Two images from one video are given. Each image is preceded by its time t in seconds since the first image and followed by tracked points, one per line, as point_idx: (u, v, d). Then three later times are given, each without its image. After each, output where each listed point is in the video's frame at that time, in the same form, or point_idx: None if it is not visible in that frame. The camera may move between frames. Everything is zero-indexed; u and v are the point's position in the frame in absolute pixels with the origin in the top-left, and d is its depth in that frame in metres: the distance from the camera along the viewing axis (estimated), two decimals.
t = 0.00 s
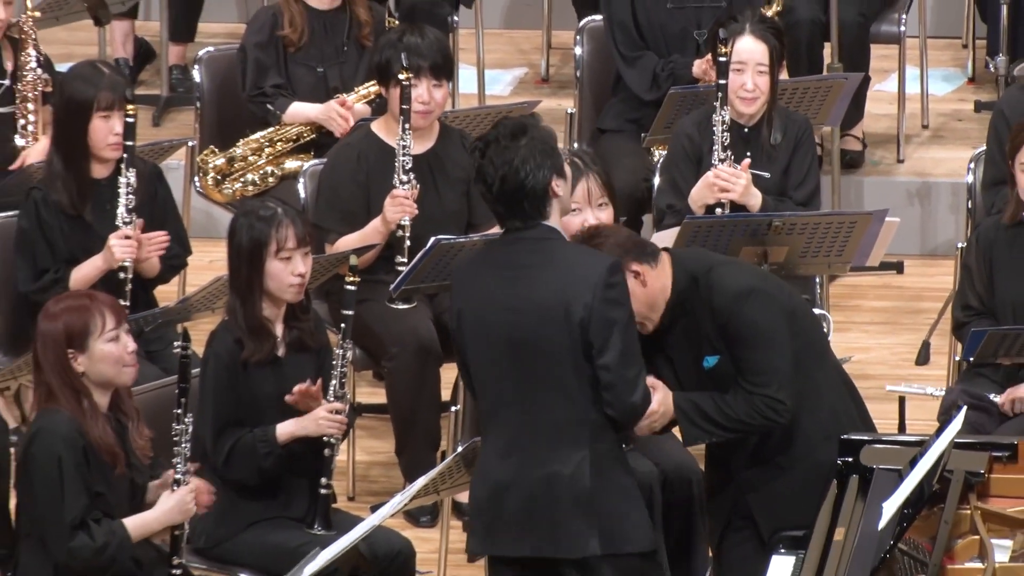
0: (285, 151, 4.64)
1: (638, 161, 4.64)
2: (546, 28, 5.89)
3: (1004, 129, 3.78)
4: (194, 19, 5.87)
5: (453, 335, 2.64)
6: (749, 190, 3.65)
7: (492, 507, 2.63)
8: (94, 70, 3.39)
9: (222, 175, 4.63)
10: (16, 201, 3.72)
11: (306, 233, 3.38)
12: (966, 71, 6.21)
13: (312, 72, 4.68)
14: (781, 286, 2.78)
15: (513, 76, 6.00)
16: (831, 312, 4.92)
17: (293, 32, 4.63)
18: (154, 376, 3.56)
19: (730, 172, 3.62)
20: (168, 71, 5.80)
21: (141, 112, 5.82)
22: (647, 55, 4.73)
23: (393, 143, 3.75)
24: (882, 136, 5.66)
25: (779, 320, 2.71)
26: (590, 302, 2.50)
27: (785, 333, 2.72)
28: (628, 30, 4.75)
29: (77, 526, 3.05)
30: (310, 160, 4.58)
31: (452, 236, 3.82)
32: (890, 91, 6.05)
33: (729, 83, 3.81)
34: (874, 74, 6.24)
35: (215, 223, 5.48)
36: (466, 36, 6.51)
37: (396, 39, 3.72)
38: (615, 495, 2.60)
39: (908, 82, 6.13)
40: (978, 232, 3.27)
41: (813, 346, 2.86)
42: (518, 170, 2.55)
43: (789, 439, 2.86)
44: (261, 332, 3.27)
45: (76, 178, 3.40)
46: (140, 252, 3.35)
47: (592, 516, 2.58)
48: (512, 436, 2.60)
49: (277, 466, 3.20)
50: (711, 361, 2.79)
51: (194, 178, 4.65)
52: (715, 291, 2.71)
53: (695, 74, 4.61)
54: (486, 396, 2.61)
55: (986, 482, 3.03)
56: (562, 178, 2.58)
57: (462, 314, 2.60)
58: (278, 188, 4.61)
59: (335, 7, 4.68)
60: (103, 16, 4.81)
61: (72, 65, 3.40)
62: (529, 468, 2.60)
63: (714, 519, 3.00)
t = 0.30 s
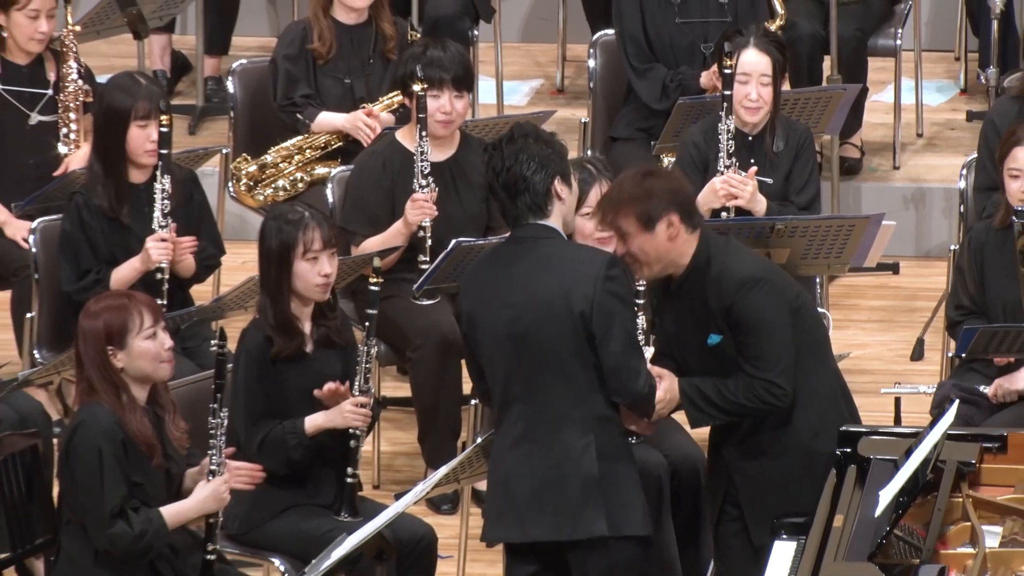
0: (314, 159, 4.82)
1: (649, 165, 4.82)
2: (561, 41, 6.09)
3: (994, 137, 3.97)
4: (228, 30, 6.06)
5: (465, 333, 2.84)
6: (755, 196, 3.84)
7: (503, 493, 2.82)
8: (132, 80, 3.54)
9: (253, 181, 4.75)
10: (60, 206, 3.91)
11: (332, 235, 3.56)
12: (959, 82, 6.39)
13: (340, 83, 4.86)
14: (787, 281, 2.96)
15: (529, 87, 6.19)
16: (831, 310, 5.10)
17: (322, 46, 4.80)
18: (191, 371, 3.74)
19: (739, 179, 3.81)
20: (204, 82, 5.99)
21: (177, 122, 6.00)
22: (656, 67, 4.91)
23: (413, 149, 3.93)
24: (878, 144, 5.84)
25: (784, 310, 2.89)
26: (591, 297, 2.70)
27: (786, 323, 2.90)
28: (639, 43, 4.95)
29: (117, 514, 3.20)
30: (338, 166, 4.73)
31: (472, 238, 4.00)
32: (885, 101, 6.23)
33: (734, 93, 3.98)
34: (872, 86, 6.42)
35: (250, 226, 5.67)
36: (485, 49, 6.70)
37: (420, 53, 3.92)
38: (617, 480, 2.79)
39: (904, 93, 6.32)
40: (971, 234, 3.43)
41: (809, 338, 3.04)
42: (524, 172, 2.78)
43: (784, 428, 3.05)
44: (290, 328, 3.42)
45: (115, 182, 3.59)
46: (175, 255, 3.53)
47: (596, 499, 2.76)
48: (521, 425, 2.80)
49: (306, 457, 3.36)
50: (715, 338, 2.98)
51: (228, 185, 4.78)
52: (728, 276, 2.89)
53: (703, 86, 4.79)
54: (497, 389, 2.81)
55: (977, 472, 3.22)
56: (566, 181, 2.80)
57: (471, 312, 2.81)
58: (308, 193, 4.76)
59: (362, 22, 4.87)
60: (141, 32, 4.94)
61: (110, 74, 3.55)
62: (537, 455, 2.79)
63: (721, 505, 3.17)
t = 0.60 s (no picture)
0: (328, 162, 5.03)
1: (644, 171, 5.01)
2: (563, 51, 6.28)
3: (971, 143, 4.15)
4: (248, 42, 6.26)
5: (477, 328, 3.03)
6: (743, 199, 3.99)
7: (512, 478, 3.01)
8: (158, 89, 3.75)
9: (271, 184, 5.01)
10: (87, 210, 4.10)
11: (344, 236, 3.74)
12: (938, 90, 6.59)
13: (353, 92, 5.05)
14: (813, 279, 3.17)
15: (532, 96, 6.38)
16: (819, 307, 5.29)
17: (335, 57, 4.99)
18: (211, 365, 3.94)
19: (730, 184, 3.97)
20: (224, 90, 6.18)
21: (200, 128, 6.17)
22: (651, 77, 5.09)
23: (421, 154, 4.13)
24: (862, 150, 6.03)
25: (798, 299, 3.09)
26: (595, 291, 2.89)
27: (800, 313, 3.11)
28: (636, 54, 5.13)
29: (141, 500, 3.37)
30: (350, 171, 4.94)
31: (478, 238, 4.19)
32: (870, 109, 6.43)
33: (725, 102, 4.15)
34: (858, 95, 6.63)
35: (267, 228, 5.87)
36: (490, 60, 6.89)
37: (428, 63, 4.11)
38: (619, 464, 2.99)
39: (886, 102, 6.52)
40: (949, 235, 3.60)
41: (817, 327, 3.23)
42: (531, 176, 2.97)
43: (770, 413, 3.25)
44: (302, 323, 3.61)
45: (140, 184, 3.78)
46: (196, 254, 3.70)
47: (601, 482, 2.96)
48: (530, 414, 2.99)
49: (320, 446, 3.54)
50: (730, 308, 3.19)
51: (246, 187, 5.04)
52: (758, 255, 3.12)
53: (695, 94, 4.98)
54: (508, 380, 3.00)
55: (955, 460, 3.40)
56: (572, 185, 2.97)
57: (484, 307, 3.00)
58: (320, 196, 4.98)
59: (373, 34, 5.06)
60: (165, 44, 5.14)
61: (137, 84, 3.76)
62: (546, 442, 2.99)
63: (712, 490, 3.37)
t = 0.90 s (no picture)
0: (337, 161, 5.25)
1: (635, 169, 5.21)
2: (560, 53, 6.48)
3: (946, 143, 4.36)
4: (261, 46, 6.47)
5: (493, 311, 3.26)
6: (730, 194, 4.16)
7: (510, 456, 3.23)
8: (176, 91, 3.91)
9: (283, 181, 5.23)
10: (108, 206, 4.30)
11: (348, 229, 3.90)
12: (915, 93, 6.80)
13: (360, 95, 5.24)
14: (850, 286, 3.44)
15: (530, 98, 6.57)
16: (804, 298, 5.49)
17: (343, 61, 5.18)
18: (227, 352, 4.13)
19: (713, 177, 4.15)
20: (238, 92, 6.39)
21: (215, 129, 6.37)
22: (644, 80, 5.30)
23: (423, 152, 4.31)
24: (841, 150, 6.22)
25: (831, 299, 3.36)
26: (592, 287, 3.08)
27: (828, 309, 3.38)
28: (630, 58, 5.33)
29: (159, 481, 3.55)
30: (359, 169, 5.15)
31: (479, 232, 4.40)
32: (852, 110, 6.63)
33: (713, 103, 4.35)
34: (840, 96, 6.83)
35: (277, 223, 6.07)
36: (490, 64, 7.10)
37: (431, 67, 4.28)
38: (609, 450, 3.19)
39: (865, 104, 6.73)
40: (925, 228, 3.80)
41: (842, 319, 3.50)
42: (551, 172, 3.14)
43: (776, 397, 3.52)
44: (310, 313, 3.81)
45: (159, 181, 3.97)
46: (211, 248, 3.90)
47: (590, 466, 3.17)
48: (531, 397, 3.21)
49: (327, 429, 3.74)
50: (766, 297, 3.48)
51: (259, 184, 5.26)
52: (803, 253, 3.39)
53: (685, 96, 5.18)
54: (514, 362, 3.23)
55: (932, 442, 3.59)
56: (590, 185, 3.14)
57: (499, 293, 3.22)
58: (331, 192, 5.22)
59: (379, 40, 5.26)
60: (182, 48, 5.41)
61: (156, 86, 3.92)
62: (544, 425, 3.20)
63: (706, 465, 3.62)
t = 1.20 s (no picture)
0: (344, 140, 5.37)
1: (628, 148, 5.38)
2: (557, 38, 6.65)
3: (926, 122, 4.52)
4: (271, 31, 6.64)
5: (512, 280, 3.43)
6: (720, 172, 4.38)
7: (513, 420, 3.41)
8: (189, 73, 4.10)
9: (291, 159, 5.37)
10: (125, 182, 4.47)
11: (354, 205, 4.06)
12: (896, 74, 6.97)
13: (366, 77, 5.42)
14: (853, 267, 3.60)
15: (528, 80, 6.74)
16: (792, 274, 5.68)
17: (350, 46, 5.36)
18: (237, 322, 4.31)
19: (706, 157, 4.36)
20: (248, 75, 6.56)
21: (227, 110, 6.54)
22: (637, 63, 5.48)
23: (427, 132, 4.47)
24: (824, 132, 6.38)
25: (833, 279, 3.54)
26: (595, 267, 3.22)
27: (831, 288, 3.55)
28: (623, 43, 5.51)
29: (173, 446, 3.69)
30: (364, 148, 5.28)
31: (479, 207, 4.57)
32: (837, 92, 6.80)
33: (703, 86, 4.53)
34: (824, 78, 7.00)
35: (285, 200, 6.25)
36: (490, 47, 7.27)
37: (434, 51, 4.45)
38: (606, 421, 3.33)
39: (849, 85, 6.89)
40: (906, 204, 3.99)
41: (844, 298, 3.67)
42: (576, 154, 3.30)
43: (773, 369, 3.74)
44: (316, 285, 3.99)
45: (173, 161, 4.15)
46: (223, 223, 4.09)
47: (583, 435, 3.33)
48: (536, 365, 3.38)
49: (333, 397, 3.91)
50: (773, 272, 3.65)
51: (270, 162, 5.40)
52: (809, 234, 3.56)
53: (676, 78, 5.35)
54: (524, 331, 3.39)
55: (913, 410, 3.76)
56: (611, 167, 3.30)
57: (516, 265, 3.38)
58: (339, 170, 5.33)
59: (384, 25, 5.43)
60: (195, 32, 5.66)
61: (171, 68, 4.10)
62: (546, 393, 3.37)
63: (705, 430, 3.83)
